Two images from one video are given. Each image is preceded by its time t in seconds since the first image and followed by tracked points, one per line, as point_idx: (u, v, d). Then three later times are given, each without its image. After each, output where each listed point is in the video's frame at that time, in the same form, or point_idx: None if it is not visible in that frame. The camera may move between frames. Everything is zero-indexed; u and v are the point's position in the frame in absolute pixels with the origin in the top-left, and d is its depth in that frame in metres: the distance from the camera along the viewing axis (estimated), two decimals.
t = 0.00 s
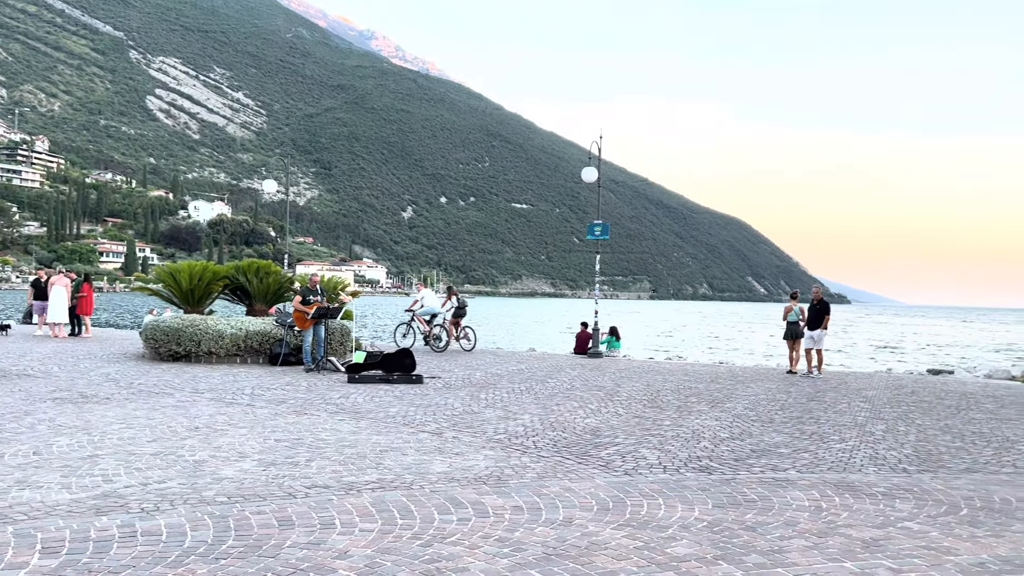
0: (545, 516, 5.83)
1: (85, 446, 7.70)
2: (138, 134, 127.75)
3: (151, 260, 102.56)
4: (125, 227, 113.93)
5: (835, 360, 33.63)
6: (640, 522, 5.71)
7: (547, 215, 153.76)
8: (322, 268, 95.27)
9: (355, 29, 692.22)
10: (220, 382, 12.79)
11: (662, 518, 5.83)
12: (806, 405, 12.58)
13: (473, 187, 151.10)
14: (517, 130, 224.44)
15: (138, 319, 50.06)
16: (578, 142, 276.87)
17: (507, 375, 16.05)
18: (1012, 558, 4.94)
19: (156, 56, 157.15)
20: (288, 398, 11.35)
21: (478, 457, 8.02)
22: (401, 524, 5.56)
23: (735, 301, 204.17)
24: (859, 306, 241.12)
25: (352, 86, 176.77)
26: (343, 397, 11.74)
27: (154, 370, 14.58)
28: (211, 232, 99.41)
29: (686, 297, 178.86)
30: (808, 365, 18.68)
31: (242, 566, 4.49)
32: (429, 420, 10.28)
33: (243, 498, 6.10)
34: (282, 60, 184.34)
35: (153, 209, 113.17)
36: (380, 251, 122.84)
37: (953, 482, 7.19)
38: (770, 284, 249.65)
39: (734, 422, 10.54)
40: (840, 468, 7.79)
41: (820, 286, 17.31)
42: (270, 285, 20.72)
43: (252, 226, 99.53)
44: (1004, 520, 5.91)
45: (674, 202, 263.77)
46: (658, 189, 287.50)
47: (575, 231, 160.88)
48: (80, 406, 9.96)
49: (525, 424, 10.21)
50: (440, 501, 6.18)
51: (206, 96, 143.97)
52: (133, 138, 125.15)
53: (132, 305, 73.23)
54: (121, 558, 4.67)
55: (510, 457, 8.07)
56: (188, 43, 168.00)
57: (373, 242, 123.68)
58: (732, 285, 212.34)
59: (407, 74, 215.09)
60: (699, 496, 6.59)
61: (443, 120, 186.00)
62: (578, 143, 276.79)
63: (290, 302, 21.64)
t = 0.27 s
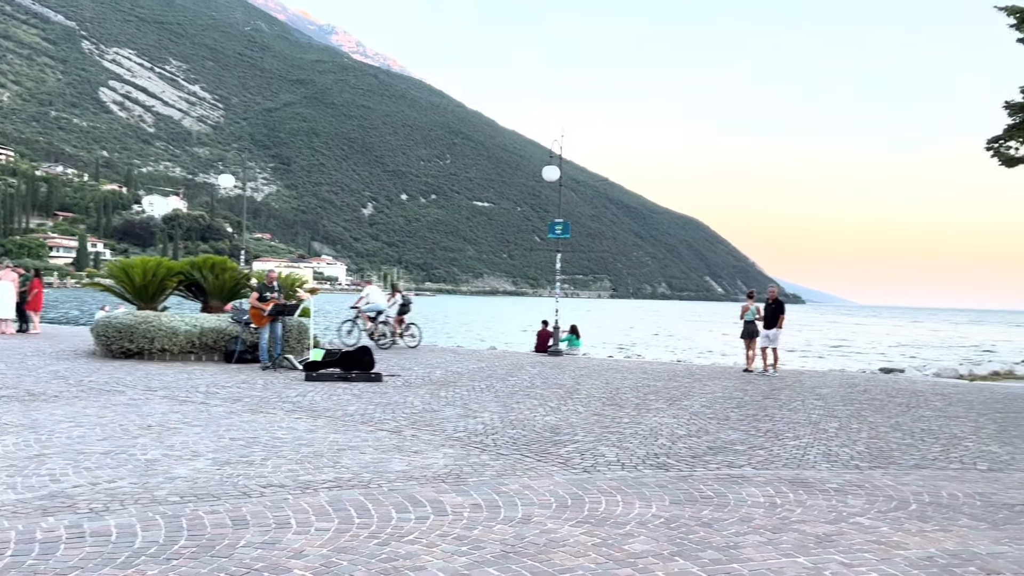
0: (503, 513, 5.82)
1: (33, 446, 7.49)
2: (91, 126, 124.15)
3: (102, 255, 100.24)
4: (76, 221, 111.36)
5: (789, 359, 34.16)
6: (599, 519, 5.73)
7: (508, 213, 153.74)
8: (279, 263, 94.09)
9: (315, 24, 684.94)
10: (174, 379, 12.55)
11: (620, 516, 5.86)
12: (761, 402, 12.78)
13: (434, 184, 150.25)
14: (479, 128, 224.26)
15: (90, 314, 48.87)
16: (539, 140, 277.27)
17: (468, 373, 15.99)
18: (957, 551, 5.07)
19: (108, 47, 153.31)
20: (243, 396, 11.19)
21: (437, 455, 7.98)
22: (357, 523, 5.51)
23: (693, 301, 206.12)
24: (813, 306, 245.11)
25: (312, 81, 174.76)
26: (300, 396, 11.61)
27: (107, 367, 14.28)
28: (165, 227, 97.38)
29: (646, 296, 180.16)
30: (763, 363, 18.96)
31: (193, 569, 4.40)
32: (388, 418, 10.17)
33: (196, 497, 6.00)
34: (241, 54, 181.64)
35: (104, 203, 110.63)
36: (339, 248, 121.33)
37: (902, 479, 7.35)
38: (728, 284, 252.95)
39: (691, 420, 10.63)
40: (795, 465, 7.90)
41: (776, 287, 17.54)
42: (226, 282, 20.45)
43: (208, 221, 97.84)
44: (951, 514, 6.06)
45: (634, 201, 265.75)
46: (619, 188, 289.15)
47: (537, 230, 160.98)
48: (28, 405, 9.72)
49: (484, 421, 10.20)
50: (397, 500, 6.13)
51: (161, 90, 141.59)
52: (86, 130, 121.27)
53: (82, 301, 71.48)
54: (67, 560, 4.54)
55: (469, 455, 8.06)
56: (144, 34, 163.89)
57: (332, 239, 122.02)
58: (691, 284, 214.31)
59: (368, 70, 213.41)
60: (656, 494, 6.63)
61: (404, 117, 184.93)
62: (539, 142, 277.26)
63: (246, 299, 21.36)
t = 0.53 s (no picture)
0: (451, 515, 5.78)
1: None
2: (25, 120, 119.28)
3: (38, 254, 96.99)
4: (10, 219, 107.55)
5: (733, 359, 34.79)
6: (545, 519, 5.73)
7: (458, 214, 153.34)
8: (223, 263, 92.23)
9: (262, 20, 674.41)
10: (112, 382, 12.19)
11: (567, 516, 5.87)
12: (706, 401, 12.98)
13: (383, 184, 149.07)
14: (428, 129, 223.44)
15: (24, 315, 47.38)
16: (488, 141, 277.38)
17: (415, 374, 15.94)
18: (893, 546, 5.20)
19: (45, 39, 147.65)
20: (185, 398, 10.95)
21: (384, 457, 7.91)
22: (302, 527, 5.42)
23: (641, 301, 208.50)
24: (756, 307, 250.11)
25: (258, 79, 171.77)
26: (244, 398, 11.40)
27: (42, 369, 13.84)
28: (104, 226, 94.64)
29: (594, 297, 181.58)
30: (708, 364, 19.27)
31: None
32: (335, 420, 10.05)
33: (134, 501, 5.83)
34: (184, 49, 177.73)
35: (41, 202, 107.19)
36: (285, 247, 118.79)
37: (842, 476, 7.51)
38: (674, 285, 256.60)
39: (637, 419, 10.74)
40: (738, 463, 8.04)
41: (720, 288, 17.87)
42: (167, 281, 20.05)
43: (149, 220, 95.52)
44: (889, 509, 6.22)
45: (582, 203, 267.84)
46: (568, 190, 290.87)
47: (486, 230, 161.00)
48: None
49: (433, 423, 10.14)
50: (344, 503, 6.06)
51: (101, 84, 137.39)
52: (21, 124, 115.57)
53: (15, 301, 69.07)
54: None
55: (417, 456, 8.01)
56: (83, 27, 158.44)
57: (278, 239, 119.40)
58: (638, 285, 216.74)
59: (316, 68, 210.88)
60: (603, 493, 6.67)
61: (352, 115, 183.05)
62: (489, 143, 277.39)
63: (188, 299, 20.97)
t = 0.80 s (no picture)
0: (403, 517, 5.73)
1: None
2: None
3: None
4: None
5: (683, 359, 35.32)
6: (500, 518, 5.72)
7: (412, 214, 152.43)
8: (171, 264, 90.17)
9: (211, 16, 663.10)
10: (53, 385, 11.84)
11: (520, 516, 5.87)
12: (659, 400, 13.12)
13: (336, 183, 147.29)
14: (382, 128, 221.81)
15: None
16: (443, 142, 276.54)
17: (369, 375, 15.80)
18: (842, 540, 5.30)
19: None
20: (131, 400, 10.68)
21: (336, 459, 7.80)
22: (251, 531, 5.33)
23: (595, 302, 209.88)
24: (708, 307, 253.58)
25: (208, 75, 168.56)
26: (193, 400, 11.17)
27: None
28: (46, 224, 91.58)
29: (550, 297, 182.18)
30: (662, 363, 19.42)
31: None
32: (286, 422, 9.90)
33: (76, 507, 5.66)
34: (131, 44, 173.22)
35: None
36: (236, 247, 116.22)
37: (791, 473, 7.64)
38: (627, 285, 258.95)
39: (591, 418, 10.79)
40: (690, 461, 8.13)
41: (674, 288, 18.03)
42: (113, 281, 19.55)
43: (94, 218, 92.96)
44: (836, 506, 6.34)
45: (537, 204, 268.67)
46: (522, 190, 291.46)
47: (441, 231, 160.41)
48: None
49: (386, 424, 10.05)
50: (295, 505, 5.97)
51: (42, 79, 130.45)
52: None
53: None
54: None
55: (370, 458, 7.92)
56: (25, 19, 152.99)
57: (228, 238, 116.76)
58: (593, 286, 218.13)
59: (267, 64, 207.58)
60: (556, 492, 6.68)
61: (305, 113, 180.65)
62: (443, 143, 276.56)
63: (134, 300, 20.47)
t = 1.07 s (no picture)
0: (362, 519, 5.68)
1: None
2: None
3: None
4: None
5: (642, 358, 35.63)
6: (459, 519, 5.70)
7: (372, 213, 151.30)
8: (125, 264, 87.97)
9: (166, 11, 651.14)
10: (1, 387, 11.49)
11: (480, 515, 5.86)
12: (618, 399, 13.22)
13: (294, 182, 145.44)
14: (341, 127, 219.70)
15: None
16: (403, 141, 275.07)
17: (328, 377, 15.62)
18: (797, 537, 5.38)
19: None
20: (82, 403, 10.43)
21: (294, 461, 7.72)
22: (208, 534, 5.24)
23: (556, 302, 210.68)
24: (667, 308, 256.02)
25: (163, 72, 165.56)
26: (146, 402, 10.95)
27: None
28: None
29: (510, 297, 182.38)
30: (621, 363, 19.53)
31: None
32: (243, 424, 9.75)
33: (24, 513, 5.50)
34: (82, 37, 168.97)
35: None
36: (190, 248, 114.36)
37: (747, 470, 7.74)
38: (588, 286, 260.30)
39: (552, 418, 10.81)
40: (649, 459, 8.19)
41: (633, 288, 18.14)
42: (64, 281, 19.11)
43: (44, 217, 90.13)
44: (792, 501, 6.44)
45: (498, 204, 268.66)
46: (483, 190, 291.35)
47: (401, 230, 159.55)
48: None
49: (345, 426, 9.97)
50: (252, 508, 5.89)
51: None
52: None
53: None
54: None
55: (328, 460, 7.84)
56: None
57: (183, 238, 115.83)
58: (554, 286, 218.89)
59: (224, 61, 204.36)
60: (516, 492, 6.68)
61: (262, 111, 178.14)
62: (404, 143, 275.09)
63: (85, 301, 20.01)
